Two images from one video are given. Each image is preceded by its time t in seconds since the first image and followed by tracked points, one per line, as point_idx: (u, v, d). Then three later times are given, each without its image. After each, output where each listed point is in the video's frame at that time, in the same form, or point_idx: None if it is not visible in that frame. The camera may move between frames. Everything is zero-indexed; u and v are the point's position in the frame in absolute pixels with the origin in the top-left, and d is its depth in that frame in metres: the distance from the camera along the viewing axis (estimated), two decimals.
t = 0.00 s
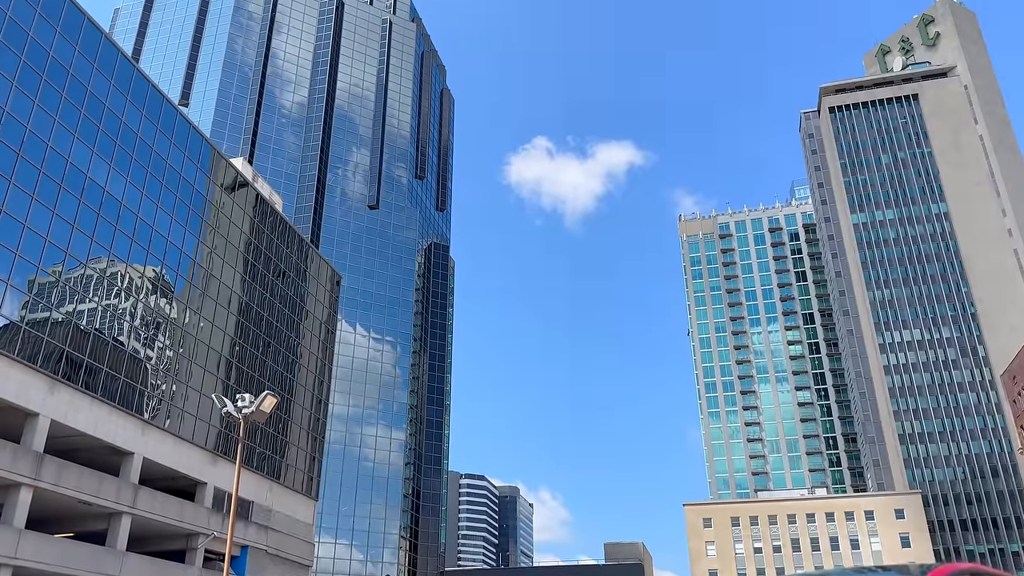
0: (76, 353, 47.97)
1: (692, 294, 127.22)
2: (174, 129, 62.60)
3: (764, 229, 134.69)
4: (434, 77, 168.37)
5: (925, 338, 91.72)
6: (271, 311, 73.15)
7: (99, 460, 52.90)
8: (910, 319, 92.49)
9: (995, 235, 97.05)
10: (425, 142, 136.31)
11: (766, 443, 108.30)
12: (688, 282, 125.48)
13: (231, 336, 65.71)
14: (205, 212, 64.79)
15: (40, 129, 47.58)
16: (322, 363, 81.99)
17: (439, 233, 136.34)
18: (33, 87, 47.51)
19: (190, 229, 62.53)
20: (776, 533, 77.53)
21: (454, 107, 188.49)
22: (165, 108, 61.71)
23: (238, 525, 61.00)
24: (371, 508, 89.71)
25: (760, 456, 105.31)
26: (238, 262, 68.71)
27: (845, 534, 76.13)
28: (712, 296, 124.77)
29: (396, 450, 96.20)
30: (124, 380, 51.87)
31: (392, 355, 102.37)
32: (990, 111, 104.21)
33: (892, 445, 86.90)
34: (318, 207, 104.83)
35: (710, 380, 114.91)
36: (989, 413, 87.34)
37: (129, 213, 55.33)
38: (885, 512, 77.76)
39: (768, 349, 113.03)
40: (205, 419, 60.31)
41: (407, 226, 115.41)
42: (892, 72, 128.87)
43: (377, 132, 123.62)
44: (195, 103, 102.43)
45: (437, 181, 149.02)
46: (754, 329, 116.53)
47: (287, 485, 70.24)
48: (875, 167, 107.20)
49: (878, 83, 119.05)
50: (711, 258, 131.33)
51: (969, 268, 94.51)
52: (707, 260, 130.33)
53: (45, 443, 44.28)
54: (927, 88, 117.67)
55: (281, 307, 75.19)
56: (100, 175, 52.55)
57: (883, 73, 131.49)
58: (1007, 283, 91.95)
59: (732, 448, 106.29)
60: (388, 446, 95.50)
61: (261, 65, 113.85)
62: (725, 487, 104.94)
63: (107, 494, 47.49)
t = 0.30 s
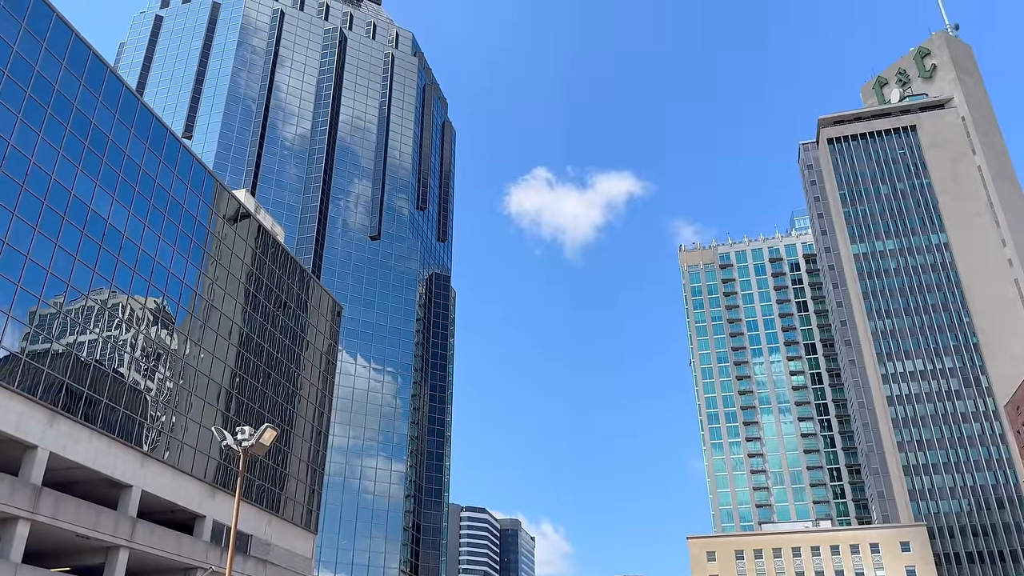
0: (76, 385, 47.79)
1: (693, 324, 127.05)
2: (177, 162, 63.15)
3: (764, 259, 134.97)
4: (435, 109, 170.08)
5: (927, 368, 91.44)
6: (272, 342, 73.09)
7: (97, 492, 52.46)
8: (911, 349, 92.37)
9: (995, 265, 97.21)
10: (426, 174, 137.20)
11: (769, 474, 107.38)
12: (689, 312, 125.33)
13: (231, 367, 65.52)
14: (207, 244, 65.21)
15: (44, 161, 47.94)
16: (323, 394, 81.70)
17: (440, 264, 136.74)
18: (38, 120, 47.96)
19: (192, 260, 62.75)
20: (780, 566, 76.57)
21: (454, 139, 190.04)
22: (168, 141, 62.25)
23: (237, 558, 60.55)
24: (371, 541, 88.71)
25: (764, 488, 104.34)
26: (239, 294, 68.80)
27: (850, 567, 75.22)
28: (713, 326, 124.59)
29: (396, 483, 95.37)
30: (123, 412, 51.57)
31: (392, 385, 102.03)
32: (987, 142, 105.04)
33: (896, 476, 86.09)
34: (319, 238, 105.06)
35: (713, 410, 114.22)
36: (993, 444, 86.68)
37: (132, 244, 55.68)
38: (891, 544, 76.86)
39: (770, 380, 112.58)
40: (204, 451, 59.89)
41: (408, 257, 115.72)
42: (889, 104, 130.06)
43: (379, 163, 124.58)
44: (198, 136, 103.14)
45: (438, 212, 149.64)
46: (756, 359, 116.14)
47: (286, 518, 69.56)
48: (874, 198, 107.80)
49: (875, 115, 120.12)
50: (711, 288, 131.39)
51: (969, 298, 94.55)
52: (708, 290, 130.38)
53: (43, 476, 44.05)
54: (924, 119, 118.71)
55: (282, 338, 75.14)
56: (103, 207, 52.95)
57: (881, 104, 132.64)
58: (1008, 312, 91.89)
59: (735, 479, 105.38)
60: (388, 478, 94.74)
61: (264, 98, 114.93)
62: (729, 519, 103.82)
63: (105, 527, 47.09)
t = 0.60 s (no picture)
0: (74, 408, 47.62)
1: (693, 346, 126.85)
2: (179, 185, 63.40)
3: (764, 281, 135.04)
4: (435, 133, 171.13)
5: (927, 391, 91.23)
6: (271, 364, 72.86)
7: (94, 517, 52.05)
8: (911, 371, 92.31)
9: (994, 287, 97.34)
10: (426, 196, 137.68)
11: (771, 497, 106.71)
12: (689, 334, 125.18)
13: (230, 390, 65.25)
14: (207, 266, 65.27)
15: (45, 185, 48.14)
16: (321, 417, 81.31)
17: (440, 286, 136.93)
18: (40, 144, 48.22)
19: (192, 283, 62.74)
20: None
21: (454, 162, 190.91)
22: (168, 164, 62.51)
23: None
24: (369, 566, 87.90)
25: (765, 511, 103.66)
26: (239, 316, 68.67)
27: None
28: (713, 348, 124.39)
29: (394, 507, 94.71)
30: (121, 436, 51.31)
31: (391, 408, 101.66)
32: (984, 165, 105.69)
33: (898, 500, 85.52)
34: (319, 261, 105.16)
35: (713, 433, 113.74)
36: (995, 467, 86.17)
37: (131, 267, 55.72)
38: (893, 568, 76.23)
39: (771, 402, 112.21)
40: (202, 475, 59.46)
41: (408, 280, 115.81)
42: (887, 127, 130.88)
43: (379, 187, 125.15)
44: (199, 159, 103.63)
45: (438, 234, 149.90)
46: (756, 381, 115.83)
47: (283, 543, 68.90)
48: (872, 220, 108.22)
49: (873, 138, 120.90)
50: (711, 310, 131.37)
51: (969, 320, 94.53)
52: (708, 312, 130.33)
53: (40, 500, 43.66)
54: (921, 142, 119.44)
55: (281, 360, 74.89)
56: (103, 230, 53.08)
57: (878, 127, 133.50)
58: (1008, 334, 91.90)
59: (736, 503, 104.72)
60: (387, 502, 94.10)
61: (265, 122, 115.66)
62: (730, 543, 103.06)
63: (101, 552, 46.65)
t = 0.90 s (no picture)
0: (71, 422, 47.47)
1: (691, 359, 126.73)
2: (177, 198, 63.44)
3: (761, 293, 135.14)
4: (433, 145, 171.57)
5: (926, 403, 91.18)
6: (268, 377, 72.70)
7: (90, 531, 51.72)
8: (910, 384, 92.27)
9: (991, 299, 97.54)
10: (424, 209, 137.81)
11: (770, 511, 106.38)
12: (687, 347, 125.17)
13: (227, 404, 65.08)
14: (205, 279, 65.25)
15: (43, 198, 48.13)
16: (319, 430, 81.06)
17: (437, 299, 136.88)
18: (38, 157, 48.24)
19: (189, 296, 62.66)
20: None
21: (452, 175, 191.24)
22: (167, 178, 62.64)
23: None
24: None
25: (764, 525, 103.27)
26: (236, 329, 68.56)
27: None
28: (711, 361, 124.30)
29: (392, 521, 94.16)
30: (118, 449, 51.08)
31: (389, 421, 101.40)
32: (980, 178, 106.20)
33: (898, 513, 85.27)
34: (317, 273, 105.07)
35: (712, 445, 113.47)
36: (994, 480, 85.93)
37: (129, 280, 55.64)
38: None
39: (769, 415, 112.06)
40: (199, 489, 59.16)
41: (406, 292, 115.76)
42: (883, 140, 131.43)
43: (377, 200, 125.42)
44: (197, 172, 103.75)
45: (436, 247, 149.91)
46: (755, 394, 115.74)
47: (280, 557, 68.52)
48: (869, 233, 108.48)
49: (869, 151, 121.39)
50: (709, 322, 131.39)
51: (967, 333, 94.64)
52: (706, 324, 130.32)
53: (36, 514, 43.45)
54: (917, 155, 119.97)
55: (279, 373, 74.73)
56: (101, 243, 53.01)
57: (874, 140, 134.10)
58: (1005, 346, 92.13)
59: (735, 516, 104.36)
60: (384, 516, 93.64)
61: (264, 135, 116.00)
62: (729, 557, 102.62)
63: (97, 567, 46.35)
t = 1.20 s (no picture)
0: (66, 424, 47.37)
1: (687, 361, 126.91)
2: (173, 200, 63.32)
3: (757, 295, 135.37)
4: (430, 148, 171.48)
5: (921, 405, 91.39)
6: (265, 379, 72.66)
7: (85, 533, 51.56)
8: (905, 386, 92.56)
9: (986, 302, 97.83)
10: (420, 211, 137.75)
11: (766, 513, 106.52)
12: (683, 349, 125.41)
13: (223, 406, 65.04)
14: (201, 281, 65.24)
15: (38, 199, 48.00)
16: (315, 432, 80.98)
17: (434, 301, 136.97)
18: (33, 159, 48.15)
19: (185, 298, 62.56)
20: None
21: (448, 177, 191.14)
22: (163, 179, 62.58)
23: None
24: None
25: (760, 527, 103.42)
26: (232, 331, 68.55)
27: None
28: (708, 363, 124.50)
29: (388, 523, 94.06)
30: (113, 451, 51.00)
31: (385, 423, 101.30)
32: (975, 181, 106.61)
33: (893, 515, 85.47)
34: (313, 275, 104.94)
35: (708, 447, 113.58)
36: (989, 482, 85.97)
37: (125, 282, 55.54)
38: None
39: (765, 417, 112.25)
40: (194, 491, 59.04)
41: (402, 294, 115.74)
42: (879, 143, 131.72)
43: (374, 202, 125.50)
44: (193, 173, 103.57)
45: (433, 249, 149.80)
46: (750, 396, 115.98)
47: (276, 559, 68.46)
48: (865, 235, 108.74)
49: (865, 154, 121.69)
50: (705, 324, 131.56)
51: (962, 335, 94.89)
52: (702, 327, 130.52)
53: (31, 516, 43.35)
54: (913, 158, 120.30)
55: (275, 375, 74.70)
56: (97, 245, 52.93)
57: (870, 143, 134.31)
58: (1001, 348, 92.51)
59: (731, 518, 104.50)
60: (380, 518, 93.56)
61: (260, 137, 116.02)
62: (725, 559, 102.76)
63: (93, 569, 46.22)
